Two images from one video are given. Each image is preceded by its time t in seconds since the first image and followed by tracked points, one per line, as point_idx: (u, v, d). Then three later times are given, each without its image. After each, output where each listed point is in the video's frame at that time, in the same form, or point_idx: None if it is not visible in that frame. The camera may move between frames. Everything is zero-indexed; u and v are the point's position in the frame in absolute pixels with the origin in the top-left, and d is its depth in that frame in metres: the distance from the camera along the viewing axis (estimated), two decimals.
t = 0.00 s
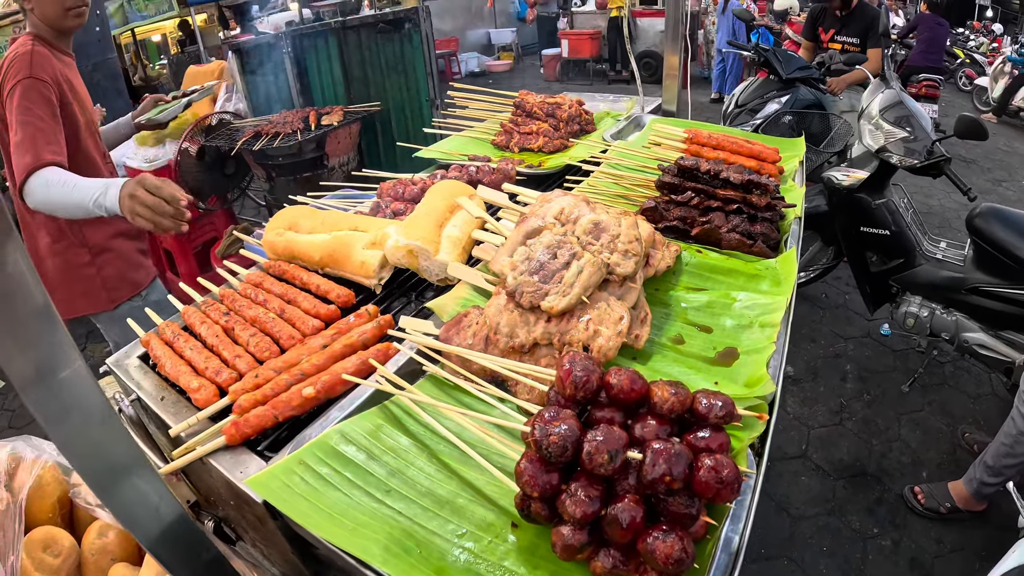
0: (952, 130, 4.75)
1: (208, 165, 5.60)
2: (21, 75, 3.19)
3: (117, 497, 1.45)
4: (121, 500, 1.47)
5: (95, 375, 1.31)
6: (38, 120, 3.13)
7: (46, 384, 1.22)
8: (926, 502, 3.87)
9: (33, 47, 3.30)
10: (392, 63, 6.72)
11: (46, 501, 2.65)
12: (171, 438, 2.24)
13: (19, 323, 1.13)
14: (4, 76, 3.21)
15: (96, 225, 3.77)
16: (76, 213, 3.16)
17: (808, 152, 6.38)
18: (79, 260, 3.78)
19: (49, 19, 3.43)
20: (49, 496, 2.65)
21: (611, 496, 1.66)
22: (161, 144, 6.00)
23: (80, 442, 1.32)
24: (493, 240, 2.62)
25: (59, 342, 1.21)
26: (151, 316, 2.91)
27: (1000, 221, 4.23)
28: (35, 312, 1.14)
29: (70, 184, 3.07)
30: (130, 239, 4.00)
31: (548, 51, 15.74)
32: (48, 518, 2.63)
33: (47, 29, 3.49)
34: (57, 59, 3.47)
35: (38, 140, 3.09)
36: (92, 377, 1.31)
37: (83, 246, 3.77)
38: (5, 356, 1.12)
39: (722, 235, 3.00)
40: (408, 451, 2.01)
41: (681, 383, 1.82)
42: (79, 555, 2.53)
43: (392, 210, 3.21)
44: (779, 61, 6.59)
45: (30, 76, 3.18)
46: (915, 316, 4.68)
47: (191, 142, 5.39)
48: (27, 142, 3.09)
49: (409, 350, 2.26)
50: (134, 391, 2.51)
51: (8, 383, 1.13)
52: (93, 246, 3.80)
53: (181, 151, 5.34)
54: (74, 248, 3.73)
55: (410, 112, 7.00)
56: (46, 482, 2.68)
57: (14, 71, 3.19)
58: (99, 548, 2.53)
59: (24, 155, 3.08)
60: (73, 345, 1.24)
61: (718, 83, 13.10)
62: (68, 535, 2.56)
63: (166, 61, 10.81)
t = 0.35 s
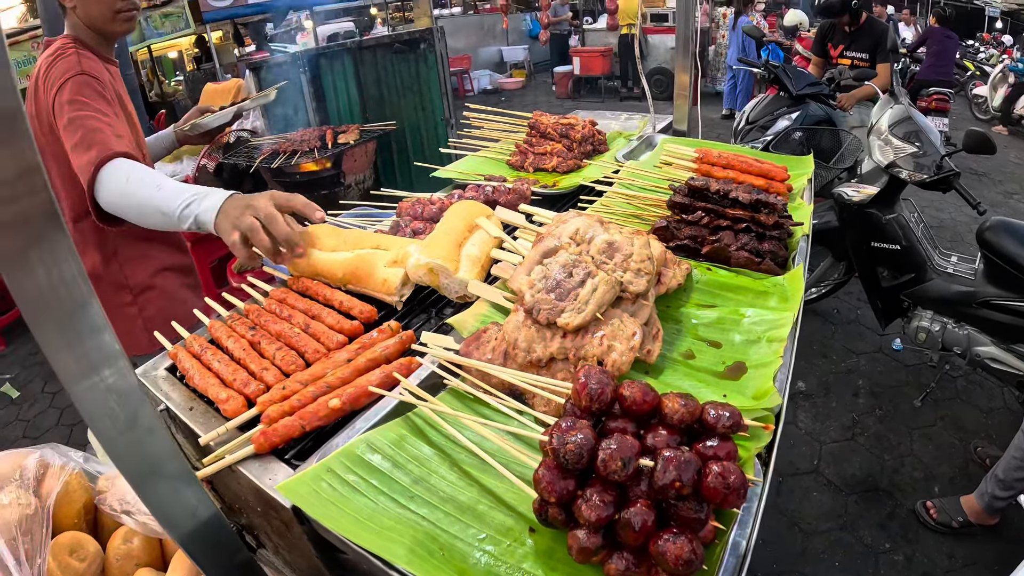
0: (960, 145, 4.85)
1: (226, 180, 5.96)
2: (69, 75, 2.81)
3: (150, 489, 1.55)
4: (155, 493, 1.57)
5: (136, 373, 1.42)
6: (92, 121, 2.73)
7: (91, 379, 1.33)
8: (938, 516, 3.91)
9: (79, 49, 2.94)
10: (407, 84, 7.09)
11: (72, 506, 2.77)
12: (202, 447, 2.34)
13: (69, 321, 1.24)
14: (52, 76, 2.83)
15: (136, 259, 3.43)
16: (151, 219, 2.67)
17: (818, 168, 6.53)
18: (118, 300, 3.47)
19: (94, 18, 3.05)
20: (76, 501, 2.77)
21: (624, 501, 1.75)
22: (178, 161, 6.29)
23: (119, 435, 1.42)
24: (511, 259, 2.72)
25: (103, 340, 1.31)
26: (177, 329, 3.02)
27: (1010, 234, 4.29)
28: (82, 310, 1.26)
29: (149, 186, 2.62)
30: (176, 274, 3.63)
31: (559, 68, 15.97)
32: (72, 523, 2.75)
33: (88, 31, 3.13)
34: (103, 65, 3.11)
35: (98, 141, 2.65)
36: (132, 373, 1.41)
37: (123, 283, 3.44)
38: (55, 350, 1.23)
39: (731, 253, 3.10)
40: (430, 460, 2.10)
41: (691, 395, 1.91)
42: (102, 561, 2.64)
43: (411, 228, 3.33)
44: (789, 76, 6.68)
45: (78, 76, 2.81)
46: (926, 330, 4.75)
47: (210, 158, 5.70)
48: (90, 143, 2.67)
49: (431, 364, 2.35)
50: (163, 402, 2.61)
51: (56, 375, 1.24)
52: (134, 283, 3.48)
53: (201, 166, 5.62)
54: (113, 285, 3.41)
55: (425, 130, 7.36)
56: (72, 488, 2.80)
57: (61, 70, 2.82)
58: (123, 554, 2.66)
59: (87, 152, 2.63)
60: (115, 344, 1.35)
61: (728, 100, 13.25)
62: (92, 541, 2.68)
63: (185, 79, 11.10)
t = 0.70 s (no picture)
0: (972, 162, 4.87)
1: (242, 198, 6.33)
2: (88, 103, 2.93)
3: (174, 504, 1.55)
4: (178, 508, 1.56)
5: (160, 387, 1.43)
6: (105, 157, 2.86)
7: (116, 389, 1.34)
8: (951, 535, 3.90)
9: (104, 70, 3.07)
10: (421, 104, 7.12)
11: (91, 521, 2.83)
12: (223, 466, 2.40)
13: (93, 331, 1.26)
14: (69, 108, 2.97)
15: (167, 286, 3.46)
16: (160, 261, 2.81)
17: (831, 187, 6.59)
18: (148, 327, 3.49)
19: (124, 32, 3.19)
20: (96, 515, 2.84)
21: (635, 524, 1.80)
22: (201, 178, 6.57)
23: (144, 447, 1.43)
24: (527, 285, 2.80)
25: (127, 350, 1.33)
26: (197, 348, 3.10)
27: (1023, 251, 4.29)
28: (106, 320, 1.28)
29: (153, 228, 2.76)
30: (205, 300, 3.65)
31: (573, 86, 16.16)
32: (93, 536, 2.82)
33: (119, 41, 3.26)
34: (130, 81, 3.24)
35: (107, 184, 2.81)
36: (157, 387, 1.42)
37: (156, 310, 3.47)
38: (80, 359, 1.26)
39: (741, 277, 3.16)
40: (445, 481, 2.16)
41: (700, 421, 1.96)
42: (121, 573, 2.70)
43: (427, 251, 3.41)
44: (801, 95, 6.75)
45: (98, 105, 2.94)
46: (940, 348, 4.80)
47: (226, 175, 6.01)
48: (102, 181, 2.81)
49: (447, 388, 2.41)
50: (184, 420, 2.67)
51: (81, 383, 1.27)
52: (166, 310, 3.50)
53: (217, 182, 5.97)
54: (144, 311, 3.44)
55: (439, 149, 7.37)
56: (92, 503, 2.86)
57: (79, 99, 2.95)
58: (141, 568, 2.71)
59: (102, 195, 2.80)
60: (141, 356, 1.37)
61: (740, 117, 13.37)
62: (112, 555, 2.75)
63: (204, 97, 11.36)
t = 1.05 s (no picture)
0: (983, 178, 4.87)
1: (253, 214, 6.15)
2: (108, 105, 2.84)
3: (171, 525, 1.56)
4: (176, 527, 1.58)
5: (157, 409, 1.45)
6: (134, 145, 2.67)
7: (114, 412, 1.37)
8: (961, 554, 3.85)
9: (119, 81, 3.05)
10: (431, 123, 7.18)
11: (100, 542, 2.77)
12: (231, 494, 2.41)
13: (90, 352, 1.29)
14: (89, 113, 2.88)
15: (174, 307, 3.55)
16: (235, 229, 2.47)
17: (841, 203, 6.50)
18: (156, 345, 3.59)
19: (135, 46, 3.20)
20: (104, 536, 2.78)
21: (639, 564, 1.79)
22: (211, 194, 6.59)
23: (141, 469, 1.45)
24: (536, 314, 2.80)
25: (123, 372, 1.36)
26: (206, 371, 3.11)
27: None
28: (101, 340, 1.31)
29: (238, 191, 2.48)
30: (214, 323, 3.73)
31: (582, 100, 16.25)
32: (101, 557, 2.75)
33: (133, 58, 3.30)
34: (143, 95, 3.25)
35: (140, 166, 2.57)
36: (156, 409, 1.44)
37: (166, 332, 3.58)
38: (77, 382, 1.27)
39: (751, 304, 3.14)
40: (452, 514, 2.15)
41: (706, 458, 1.95)
42: None
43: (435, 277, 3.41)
44: (811, 110, 6.77)
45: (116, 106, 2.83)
46: (951, 365, 4.71)
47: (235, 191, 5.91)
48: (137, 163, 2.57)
49: (454, 421, 2.42)
50: (192, 445, 2.68)
51: (78, 406, 1.29)
52: (173, 330, 3.60)
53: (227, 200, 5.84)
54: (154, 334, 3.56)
55: (449, 168, 7.41)
56: (100, 524, 2.81)
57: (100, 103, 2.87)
58: None
59: (137, 174, 2.52)
60: (137, 378, 1.40)
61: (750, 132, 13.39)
62: None
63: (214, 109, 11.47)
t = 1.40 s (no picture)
0: (987, 188, 4.86)
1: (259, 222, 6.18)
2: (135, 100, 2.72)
3: (171, 533, 1.58)
4: (177, 536, 1.59)
5: (158, 417, 1.47)
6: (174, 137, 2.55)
7: (114, 421, 1.39)
8: (965, 564, 3.83)
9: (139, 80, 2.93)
10: (436, 130, 7.21)
11: (106, 551, 2.80)
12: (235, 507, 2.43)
13: (91, 359, 1.31)
14: (115, 107, 2.73)
15: (196, 314, 3.55)
16: (288, 217, 2.43)
17: (845, 212, 6.51)
18: (175, 355, 3.55)
19: (154, 50, 3.19)
20: (111, 545, 2.82)
21: None
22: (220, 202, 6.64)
23: (143, 477, 1.47)
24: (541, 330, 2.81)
25: (124, 380, 1.38)
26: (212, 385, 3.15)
27: None
28: (103, 347, 1.33)
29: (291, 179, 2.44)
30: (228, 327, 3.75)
31: (588, 106, 16.29)
32: (108, 566, 2.79)
33: (150, 65, 3.29)
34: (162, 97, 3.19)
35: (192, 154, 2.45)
36: (156, 417, 1.46)
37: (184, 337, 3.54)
38: (76, 390, 1.30)
39: (753, 319, 3.16)
40: (454, 530, 2.17)
41: (705, 477, 1.97)
42: None
43: (440, 290, 3.44)
44: (815, 117, 6.77)
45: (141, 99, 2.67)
46: (955, 373, 4.72)
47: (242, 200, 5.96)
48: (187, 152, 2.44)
49: (457, 437, 2.44)
50: (198, 458, 2.72)
51: (78, 414, 1.31)
52: (192, 339, 3.57)
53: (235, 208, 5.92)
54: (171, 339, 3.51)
55: (454, 175, 7.44)
56: (107, 534, 2.84)
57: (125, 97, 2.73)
58: None
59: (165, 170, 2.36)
60: (138, 386, 1.41)
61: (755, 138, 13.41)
62: None
63: (221, 114, 11.55)
